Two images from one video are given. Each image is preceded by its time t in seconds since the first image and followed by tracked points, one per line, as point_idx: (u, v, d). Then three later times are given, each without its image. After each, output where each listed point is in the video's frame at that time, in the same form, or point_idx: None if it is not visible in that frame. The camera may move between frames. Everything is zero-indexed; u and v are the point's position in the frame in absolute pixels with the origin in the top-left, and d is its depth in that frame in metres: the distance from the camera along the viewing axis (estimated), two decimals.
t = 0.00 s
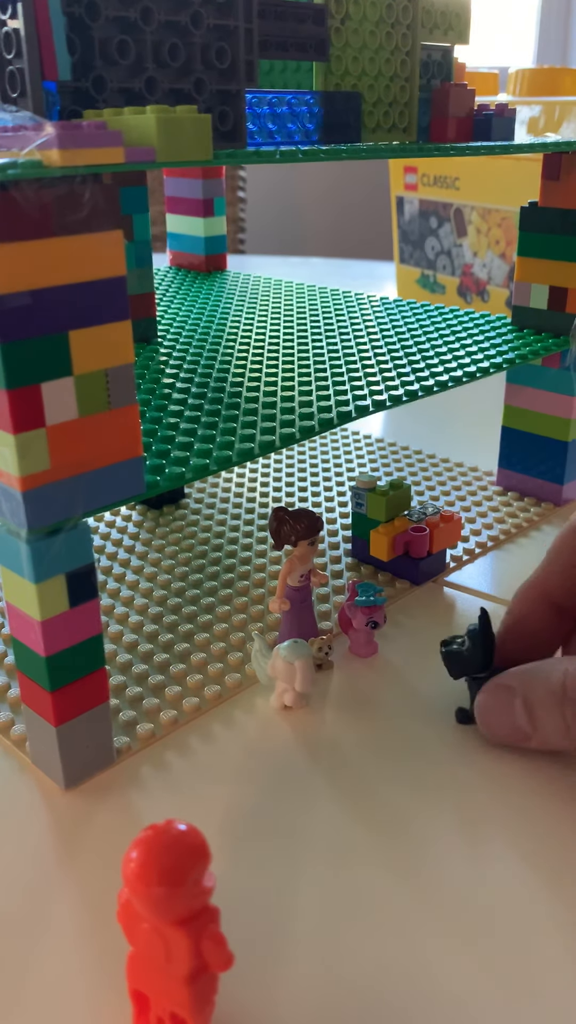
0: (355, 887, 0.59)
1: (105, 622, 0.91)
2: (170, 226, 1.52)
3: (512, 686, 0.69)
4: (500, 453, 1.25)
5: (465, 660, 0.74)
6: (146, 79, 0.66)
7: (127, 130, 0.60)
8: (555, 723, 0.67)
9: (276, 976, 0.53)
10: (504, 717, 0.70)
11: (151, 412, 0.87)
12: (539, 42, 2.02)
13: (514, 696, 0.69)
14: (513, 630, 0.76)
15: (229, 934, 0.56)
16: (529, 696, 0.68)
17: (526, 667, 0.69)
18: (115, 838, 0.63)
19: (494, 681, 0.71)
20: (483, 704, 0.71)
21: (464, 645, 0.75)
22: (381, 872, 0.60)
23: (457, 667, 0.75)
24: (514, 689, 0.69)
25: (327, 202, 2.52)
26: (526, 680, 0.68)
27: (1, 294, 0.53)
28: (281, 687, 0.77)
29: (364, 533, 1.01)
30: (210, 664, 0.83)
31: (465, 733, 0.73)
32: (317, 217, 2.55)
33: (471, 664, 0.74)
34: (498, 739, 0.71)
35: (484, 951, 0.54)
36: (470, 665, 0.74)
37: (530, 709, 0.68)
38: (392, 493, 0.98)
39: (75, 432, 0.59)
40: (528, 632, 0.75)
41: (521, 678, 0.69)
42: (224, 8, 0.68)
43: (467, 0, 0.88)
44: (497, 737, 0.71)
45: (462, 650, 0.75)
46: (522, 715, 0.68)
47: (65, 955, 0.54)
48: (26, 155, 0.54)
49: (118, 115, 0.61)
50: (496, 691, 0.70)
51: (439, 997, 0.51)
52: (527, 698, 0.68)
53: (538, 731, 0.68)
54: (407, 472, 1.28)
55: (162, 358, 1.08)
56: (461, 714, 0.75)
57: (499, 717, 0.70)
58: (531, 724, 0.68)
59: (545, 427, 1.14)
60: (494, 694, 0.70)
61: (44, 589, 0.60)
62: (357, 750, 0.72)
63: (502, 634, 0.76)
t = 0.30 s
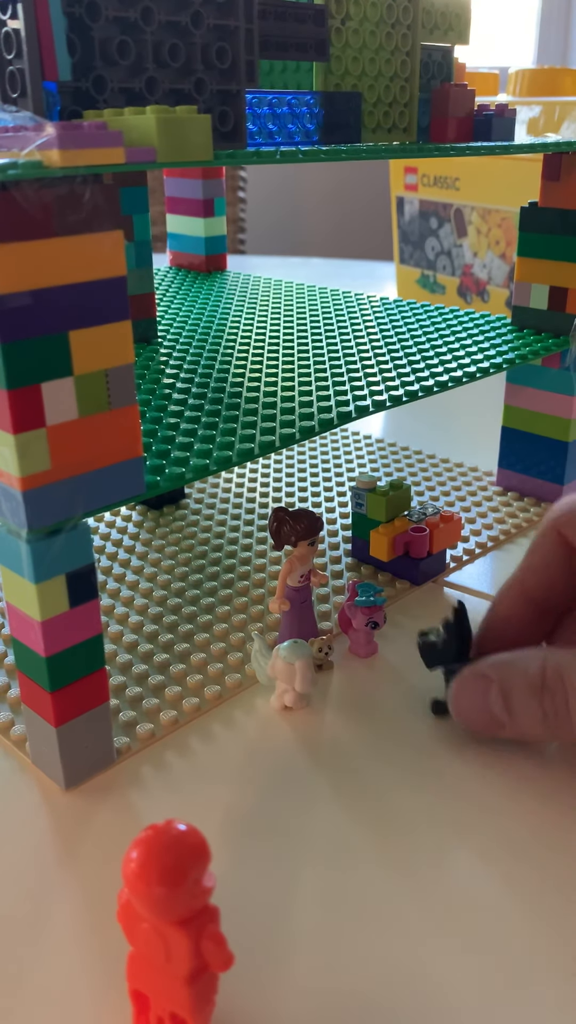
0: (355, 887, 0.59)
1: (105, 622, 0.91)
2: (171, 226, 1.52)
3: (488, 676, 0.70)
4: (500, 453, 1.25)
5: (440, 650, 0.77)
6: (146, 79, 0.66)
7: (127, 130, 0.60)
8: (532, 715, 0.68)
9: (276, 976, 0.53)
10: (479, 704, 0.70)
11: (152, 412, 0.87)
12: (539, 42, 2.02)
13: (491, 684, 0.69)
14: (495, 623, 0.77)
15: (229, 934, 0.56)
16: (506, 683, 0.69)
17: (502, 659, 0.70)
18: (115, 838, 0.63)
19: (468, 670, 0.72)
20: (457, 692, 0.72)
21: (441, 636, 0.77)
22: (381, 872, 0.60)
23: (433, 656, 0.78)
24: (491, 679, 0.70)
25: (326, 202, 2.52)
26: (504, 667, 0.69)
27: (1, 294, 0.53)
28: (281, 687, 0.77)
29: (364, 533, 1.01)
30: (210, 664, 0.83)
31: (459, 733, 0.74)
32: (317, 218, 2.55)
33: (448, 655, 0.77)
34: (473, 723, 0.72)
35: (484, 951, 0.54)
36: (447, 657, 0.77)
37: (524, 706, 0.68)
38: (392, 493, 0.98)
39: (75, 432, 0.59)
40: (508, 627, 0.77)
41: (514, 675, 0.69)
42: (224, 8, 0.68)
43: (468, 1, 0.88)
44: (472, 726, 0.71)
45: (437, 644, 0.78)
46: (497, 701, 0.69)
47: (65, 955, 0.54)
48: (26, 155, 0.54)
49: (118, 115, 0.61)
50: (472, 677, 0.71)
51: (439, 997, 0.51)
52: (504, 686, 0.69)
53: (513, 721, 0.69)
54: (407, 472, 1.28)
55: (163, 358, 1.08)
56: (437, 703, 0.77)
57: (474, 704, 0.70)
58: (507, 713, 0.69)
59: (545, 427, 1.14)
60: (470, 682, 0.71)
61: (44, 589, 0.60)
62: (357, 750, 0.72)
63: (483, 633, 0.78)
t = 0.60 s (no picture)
0: (355, 887, 0.59)
1: (105, 622, 0.91)
2: (171, 226, 1.52)
3: (476, 679, 0.71)
4: (500, 453, 1.25)
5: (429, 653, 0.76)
6: (147, 80, 0.66)
7: (128, 130, 0.60)
8: (518, 718, 0.69)
9: (276, 975, 0.53)
10: (466, 705, 0.71)
11: (152, 412, 0.88)
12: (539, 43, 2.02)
13: (479, 687, 0.70)
14: (480, 625, 0.77)
15: (229, 934, 0.56)
16: (494, 686, 0.70)
17: (490, 661, 0.71)
18: (115, 838, 0.63)
19: (457, 671, 0.73)
20: (445, 693, 0.73)
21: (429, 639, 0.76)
22: (381, 872, 0.60)
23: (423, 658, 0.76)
24: (479, 681, 0.70)
25: (327, 202, 2.53)
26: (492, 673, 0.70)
27: (2, 294, 0.53)
28: (282, 687, 0.77)
29: (364, 533, 1.01)
30: (210, 664, 0.83)
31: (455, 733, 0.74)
32: (318, 218, 2.55)
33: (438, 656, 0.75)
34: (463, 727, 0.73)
35: (484, 950, 0.54)
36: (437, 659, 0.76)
37: (523, 709, 0.69)
38: (392, 493, 0.98)
39: (75, 432, 0.59)
40: (494, 630, 0.77)
41: (505, 679, 0.69)
42: (224, 9, 0.68)
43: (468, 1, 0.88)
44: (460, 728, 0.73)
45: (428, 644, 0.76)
46: (486, 707, 0.70)
47: (66, 954, 0.55)
48: (27, 156, 0.54)
49: (119, 115, 0.61)
50: (460, 678, 0.72)
51: (439, 996, 0.51)
52: (492, 689, 0.70)
53: (500, 721, 0.70)
54: (407, 472, 1.29)
55: (163, 358, 1.08)
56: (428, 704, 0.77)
57: (462, 706, 0.71)
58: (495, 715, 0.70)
59: (545, 427, 1.14)
60: (458, 684, 0.72)
61: (45, 589, 0.61)
62: (357, 750, 0.72)
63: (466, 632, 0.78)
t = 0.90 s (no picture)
0: (355, 887, 0.59)
1: (105, 622, 0.91)
2: (171, 225, 1.52)
3: (463, 682, 0.71)
4: (500, 453, 1.25)
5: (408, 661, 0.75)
6: (147, 79, 0.66)
7: (128, 130, 0.60)
8: (506, 724, 0.69)
9: (276, 975, 0.53)
10: (452, 709, 0.71)
11: (152, 411, 0.87)
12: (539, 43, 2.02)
13: (465, 691, 0.70)
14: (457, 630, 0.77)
15: (229, 934, 0.56)
16: (481, 690, 0.70)
17: (476, 665, 0.71)
18: (115, 838, 0.63)
19: (442, 675, 0.73)
20: (430, 695, 0.73)
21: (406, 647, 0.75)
22: (381, 873, 0.60)
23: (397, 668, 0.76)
24: (465, 685, 0.70)
25: (327, 202, 2.53)
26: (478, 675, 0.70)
27: (2, 294, 0.53)
28: (282, 687, 0.77)
29: (364, 533, 1.01)
30: (210, 664, 0.83)
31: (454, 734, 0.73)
32: (318, 218, 2.55)
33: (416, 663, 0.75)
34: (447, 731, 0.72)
35: (483, 951, 0.54)
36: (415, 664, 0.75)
37: (510, 712, 0.69)
38: (393, 493, 0.98)
39: (75, 432, 0.59)
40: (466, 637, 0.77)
41: (493, 684, 0.69)
42: (224, 8, 0.68)
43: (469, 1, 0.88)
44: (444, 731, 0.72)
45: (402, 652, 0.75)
46: (472, 710, 0.70)
47: (65, 954, 0.54)
48: (27, 155, 0.54)
49: (118, 115, 0.61)
50: (445, 682, 0.72)
51: (439, 997, 0.51)
52: (479, 693, 0.70)
53: (486, 726, 0.70)
54: (407, 472, 1.28)
55: (163, 357, 1.08)
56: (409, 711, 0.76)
57: (446, 708, 0.71)
58: (480, 720, 0.70)
59: (545, 427, 1.14)
60: (444, 686, 0.72)
61: (45, 589, 0.60)
62: (357, 750, 0.72)
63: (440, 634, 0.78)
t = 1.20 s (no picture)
0: (355, 887, 0.59)
1: (105, 622, 0.91)
2: (170, 225, 1.52)
3: (461, 677, 0.71)
4: (500, 453, 1.25)
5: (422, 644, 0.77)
6: (146, 79, 0.66)
7: (127, 129, 0.60)
8: (504, 717, 0.69)
9: (276, 975, 0.53)
10: (451, 703, 0.72)
11: (151, 411, 0.87)
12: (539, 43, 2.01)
13: (463, 685, 0.71)
14: (485, 620, 0.78)
15: (229, 934, 0.56)
16: (479, 684, 0.70)
17: (475, 659, 0.72)
18: (115, 838, 0.63)
19: (442, 670, 0.73)
20: (430, 689, 0.73)
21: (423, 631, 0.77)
22: (381, 873, 0.60)
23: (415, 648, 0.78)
24: (464, 680, 0.71)
25: (326, 202, 2.53)
26: (476, 671, 0.71)
27: (1, 294, 0.53)
28: (282, 687, 0.77)
29: (364, 533, 1.01)
30: (210, 664, 0.83)
31: (455, 734, 0.73)
32: (318, 218, 2.55)
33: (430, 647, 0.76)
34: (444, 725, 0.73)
35: (483, 951, 0.54)
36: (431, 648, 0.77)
37: (508, 705, 0.69)
38: (392, 493, 0.98)
39: (75, 432, 0.59)
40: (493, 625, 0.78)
41: (491, 679, 0.70)
42: (224, 8, 0.68)
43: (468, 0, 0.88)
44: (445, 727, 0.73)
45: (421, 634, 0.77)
46: (470, 704, 0.70)
47: (65, 954, 0.55)
48: (26, 155, 0.54)
49: (118, 115, 0.61)
50: (445, 677, 0.73)
51: (439, 996, 0.51)
52: (477, 687, 0.70)
53: (485, 720, 0.71)
54: (407, 472, 1.28)
55: (162, 357, 1.08)
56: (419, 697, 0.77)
57: (446, 703, 0.72)
58: (479, 714, 0.71)
59: (545, 427, 1.14)
60: (443, 681, 0.73)
61: (44, 589, 0.60)
62: (357, 750, 0.72)
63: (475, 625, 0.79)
